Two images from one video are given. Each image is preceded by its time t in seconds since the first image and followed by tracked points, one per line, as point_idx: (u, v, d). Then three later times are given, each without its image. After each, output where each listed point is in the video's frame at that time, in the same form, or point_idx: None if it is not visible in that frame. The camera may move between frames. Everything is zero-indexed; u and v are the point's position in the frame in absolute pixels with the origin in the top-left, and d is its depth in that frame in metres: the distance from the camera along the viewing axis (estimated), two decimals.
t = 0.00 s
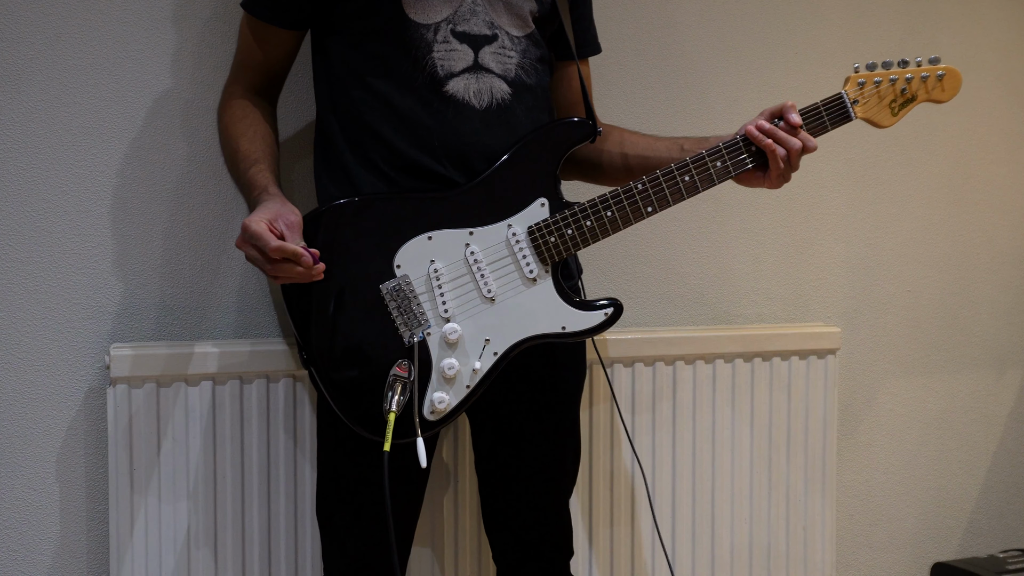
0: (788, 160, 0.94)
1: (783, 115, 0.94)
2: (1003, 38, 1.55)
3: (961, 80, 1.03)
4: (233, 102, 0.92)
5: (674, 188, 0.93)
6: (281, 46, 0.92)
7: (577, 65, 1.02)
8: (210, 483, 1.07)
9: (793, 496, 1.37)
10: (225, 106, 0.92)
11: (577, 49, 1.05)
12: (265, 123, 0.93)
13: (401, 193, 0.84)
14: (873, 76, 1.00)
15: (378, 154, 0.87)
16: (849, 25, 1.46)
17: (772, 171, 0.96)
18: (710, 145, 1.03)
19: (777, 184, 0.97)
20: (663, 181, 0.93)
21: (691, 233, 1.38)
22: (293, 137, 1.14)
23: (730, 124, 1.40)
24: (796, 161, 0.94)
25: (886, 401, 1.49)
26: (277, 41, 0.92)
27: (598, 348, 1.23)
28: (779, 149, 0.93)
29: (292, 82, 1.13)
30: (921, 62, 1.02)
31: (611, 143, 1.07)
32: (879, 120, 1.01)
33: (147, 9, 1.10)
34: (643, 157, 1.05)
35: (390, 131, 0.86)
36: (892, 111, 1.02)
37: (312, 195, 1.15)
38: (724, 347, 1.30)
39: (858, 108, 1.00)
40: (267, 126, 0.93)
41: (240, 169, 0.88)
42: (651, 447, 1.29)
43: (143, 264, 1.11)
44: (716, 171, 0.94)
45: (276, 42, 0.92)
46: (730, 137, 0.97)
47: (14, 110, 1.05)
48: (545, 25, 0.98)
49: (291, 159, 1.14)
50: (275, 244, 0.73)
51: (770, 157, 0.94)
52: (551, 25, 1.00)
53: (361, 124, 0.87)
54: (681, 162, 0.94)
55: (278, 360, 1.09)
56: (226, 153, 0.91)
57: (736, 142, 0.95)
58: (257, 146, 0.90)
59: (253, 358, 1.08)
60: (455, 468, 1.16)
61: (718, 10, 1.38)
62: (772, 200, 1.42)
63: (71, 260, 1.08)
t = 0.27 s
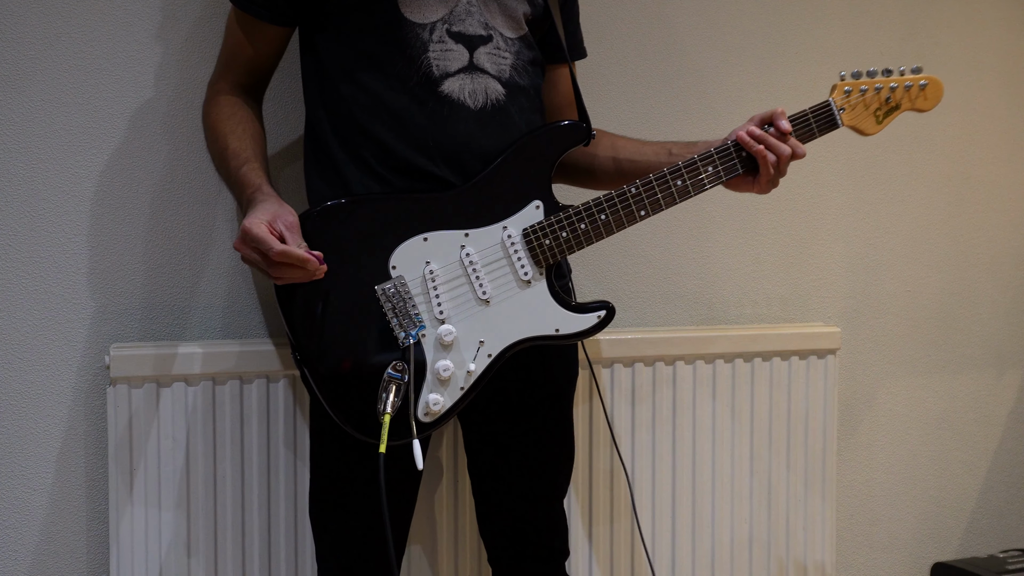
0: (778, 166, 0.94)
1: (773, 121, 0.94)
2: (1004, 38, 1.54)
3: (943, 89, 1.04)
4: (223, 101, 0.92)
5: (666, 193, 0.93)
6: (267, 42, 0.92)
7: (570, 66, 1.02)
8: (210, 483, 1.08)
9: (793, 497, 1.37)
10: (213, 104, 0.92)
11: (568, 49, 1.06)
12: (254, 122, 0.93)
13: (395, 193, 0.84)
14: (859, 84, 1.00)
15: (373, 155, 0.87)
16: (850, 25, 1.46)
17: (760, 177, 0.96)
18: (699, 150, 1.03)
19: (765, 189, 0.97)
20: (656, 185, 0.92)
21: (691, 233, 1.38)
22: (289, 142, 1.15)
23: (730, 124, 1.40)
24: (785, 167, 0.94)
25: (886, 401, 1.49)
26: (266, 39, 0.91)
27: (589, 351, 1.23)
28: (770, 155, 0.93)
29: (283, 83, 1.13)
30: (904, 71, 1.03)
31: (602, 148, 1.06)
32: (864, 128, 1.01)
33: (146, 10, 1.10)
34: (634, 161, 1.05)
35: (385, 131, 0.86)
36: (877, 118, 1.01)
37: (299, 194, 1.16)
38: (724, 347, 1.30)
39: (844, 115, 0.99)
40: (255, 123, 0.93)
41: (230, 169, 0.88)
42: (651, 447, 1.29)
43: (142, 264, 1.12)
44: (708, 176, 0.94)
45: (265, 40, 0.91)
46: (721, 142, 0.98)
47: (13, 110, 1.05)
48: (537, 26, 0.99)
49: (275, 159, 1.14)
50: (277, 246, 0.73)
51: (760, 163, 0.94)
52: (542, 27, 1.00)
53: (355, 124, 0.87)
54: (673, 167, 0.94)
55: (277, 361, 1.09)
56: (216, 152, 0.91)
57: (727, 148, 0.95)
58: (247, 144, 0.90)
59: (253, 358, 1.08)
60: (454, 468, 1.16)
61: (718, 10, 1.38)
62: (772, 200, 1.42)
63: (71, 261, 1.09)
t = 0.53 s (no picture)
0: (774, 169, 0.94)
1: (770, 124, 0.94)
2: (1004, 38, 1.54)
3: (936, 93, 1.04)
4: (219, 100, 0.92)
5: (664, 194, 0.93)
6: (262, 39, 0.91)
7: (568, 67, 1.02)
8: (210, 483, 1.08)
9: (793, 496, 1.37)
10: (211, 102, 0.92)
11: (565, 48, 1.06)
12: (251, 121, 0.93)
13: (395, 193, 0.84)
14: (853, 88, 1.01)
15: (373, 156, 0.87)
16: (850, 25, 1.46)
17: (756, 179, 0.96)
18: (695, 152, 1.04)
19: (761, 192, 0.97)
20: (654, 186, 0.92)
21: (691, 233, 1.38)
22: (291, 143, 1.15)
23: (730, 125, 1.40)
24: (782, 169, 0.94)
25: (886, 401, 1.49)
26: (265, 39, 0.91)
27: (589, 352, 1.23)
28: (766, 157, 0.93)
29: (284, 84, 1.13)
30: (898, 75, 1.03)
31: (600, 148, 1.06)
32: (859, 131, 1.01)
33: (146, 10, 1.10)
34: (633, 162, 1.05)
35: (384, 131, 0.86)
36: (871, 121, 1.02)
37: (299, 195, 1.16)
38: (724, 347, 1.30)
39: (839, 118, 1.00)
40: (253, 122, 0.93)
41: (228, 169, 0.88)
42: (651, 447, 1.29)
43: (142, 263, 1.12)
44: (705, 178, 0.94)
45: (264, 40, 0.91)
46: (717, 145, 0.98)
47: (14, 110, 1.05)
48: (535, 27, 0.99)
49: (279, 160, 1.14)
50: (287, 250, 0.73)
51: (756, 166, 0.94)
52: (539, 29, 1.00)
53: (354, 124, 0.87)
54: (670, 168, 0.94)
55: (277, 361, 1.09)
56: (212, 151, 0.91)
57: (724, 151, 0.95)
58: (243, 144, 0.90)
59: (253, 358, 1.08)
60: (455, 468, 1.16)
61: (718, 10, 1.38)
62: (772, 200, 1.42)
63: (70, 261, 1.09)
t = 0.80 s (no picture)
0: (783, 163, 0.94)
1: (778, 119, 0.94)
2: (1004, 39, 1.55)
3: (950, 85, 1.03)
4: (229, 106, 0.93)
5: (671, 191, 0.93)
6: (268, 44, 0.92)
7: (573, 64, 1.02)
8: (211, 483, 1.07)
9: (793, 496, 1.37)
10: (223, 108, 0.93)
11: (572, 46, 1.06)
12: (261, 126, 0.94)
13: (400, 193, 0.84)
14: (865, 81, 1.01)
15: (379, 157, 0.87)
16: (849, 25, 1.46)
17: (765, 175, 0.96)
18: (704, 147, 1.03)
19: (770, 187, 0.97)
20: (660, 183, 0.93)
21: (691, 233, 1.38)
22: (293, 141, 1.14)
23: (730, 124, 1.40)
24: (791, 164, 0.94)
25: (886, 401, 1.49)
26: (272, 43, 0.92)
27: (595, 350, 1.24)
28: (774, 152, 0.93)
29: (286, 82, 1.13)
30: (910, 68, 1.03)
31: (605, 144, 1.06)
32: (871, 124, 1.01)
33: (147, 9, 1.10)
34: (639, 158, 1.05)
35: (389, 132, 0.86)
36: (884, 115, 1.02)
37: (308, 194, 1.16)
38: (724, 347, 1.30)
39: (850, 111, 1.00)
40: (263, 128, 0.94)
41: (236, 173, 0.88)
42: (652, 447, 1.29)
43: (142, 263, 1.11)
44: (713, 174, 0.94)
45: (271, 44, 0.92)
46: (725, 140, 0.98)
47: (14, 110, 1.05)
48: (540, 26, 0.99)
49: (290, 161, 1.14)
50: (309, 253, 0.74)
51: (764, 161, 0.94)
52: (543, 29, 1.00)
53: (360, 126, 0.87)
54: (677, 165, 0.94)
55: (278, 360, 1.09)
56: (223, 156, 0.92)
57: (732, 145, 0.95)
58: (251, 148, 0.90)
59: (253, 358, 1.08)
60: (455, 467, 1.16)
61: (718, 10, 1.38)
62: (772, 200, 1.42)
63: (70, 261, 1.08)
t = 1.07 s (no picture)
0: (795, 159, 0.94)
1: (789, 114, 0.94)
2: (1004, 39, 1.55)
3: (973, 77, 1.02)
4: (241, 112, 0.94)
5: (678, 187, 0.93)
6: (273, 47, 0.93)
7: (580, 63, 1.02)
8: (211, 483, 1.07)
9: (793, 496, 1.37)
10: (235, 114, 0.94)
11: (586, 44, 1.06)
12: (275, 130, 0.95)
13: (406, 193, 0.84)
14: (883, 74, 1.00)
15: (384, 158, 0.87)
16: (849, 26, 1.46)
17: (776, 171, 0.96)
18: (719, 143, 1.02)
19: (782, 183, 0.97)
20: (668, 180, 0.93)
21: (691, 233, 1.38)
22: (296, 136, 1.14)
23: (731, 125, 1.40)
24: (803, 159, 0.94)
25: (886, 401, 1.50)
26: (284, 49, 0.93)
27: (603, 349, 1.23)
28: (785, 147, 0.92)
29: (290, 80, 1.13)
30: (931, 60, 1.02)
31: (614, 139, 1.07)
32: (888, 118, 1.01)
33: (147, 9, 1.09)
34: (647, 154, 1.05)
35: (394, 134, 0.86)
36: (903, 109, 1.01)
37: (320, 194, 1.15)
38: (724, 347, 1.31)
39: (867, 106, 0.99)
40: (276, 132, 0.95)
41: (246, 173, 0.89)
42: (651, 448, 1.29)
43: (142, 264, 1.11)
44: (722, 170, 0.94)
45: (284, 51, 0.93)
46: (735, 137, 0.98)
47: (14, 109, 1.05)
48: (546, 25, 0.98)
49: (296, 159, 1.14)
50: (308, 252, 0.73)
51: (775, 156, 0.94)
52: (552, 28, 0.99)
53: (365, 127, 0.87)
54: (685, 162, 0.94)
55: (279, 361, 1.09)
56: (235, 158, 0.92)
57: (742, 141, 0.95)
58: (263, 150, 0.91)
59: (253, 358, 1.08)
60: (455, 467, 1.16)
61: (718, 11, 1.38)
62: (772, 200, 1.42)
63: (71, 260, 1.08)
